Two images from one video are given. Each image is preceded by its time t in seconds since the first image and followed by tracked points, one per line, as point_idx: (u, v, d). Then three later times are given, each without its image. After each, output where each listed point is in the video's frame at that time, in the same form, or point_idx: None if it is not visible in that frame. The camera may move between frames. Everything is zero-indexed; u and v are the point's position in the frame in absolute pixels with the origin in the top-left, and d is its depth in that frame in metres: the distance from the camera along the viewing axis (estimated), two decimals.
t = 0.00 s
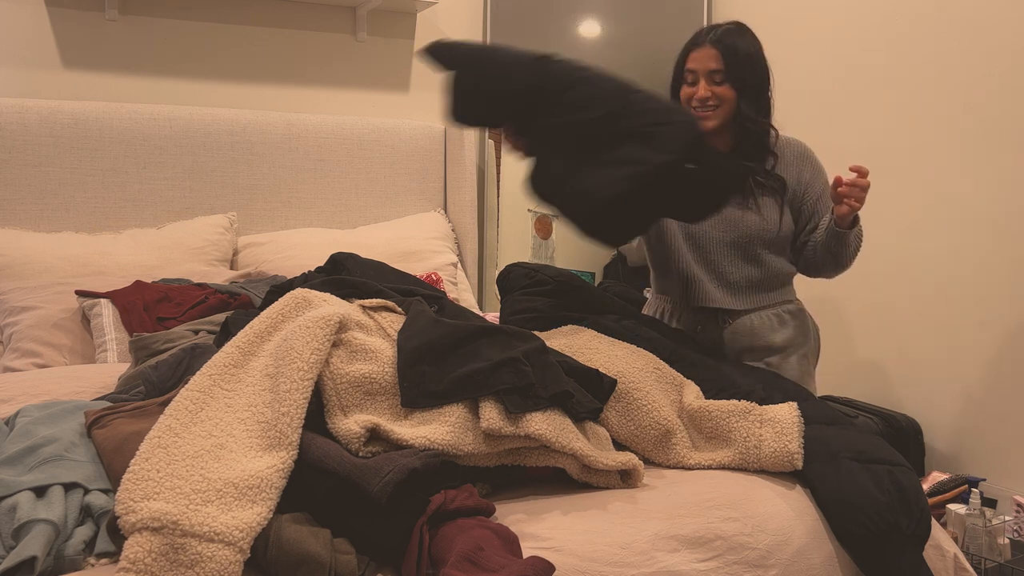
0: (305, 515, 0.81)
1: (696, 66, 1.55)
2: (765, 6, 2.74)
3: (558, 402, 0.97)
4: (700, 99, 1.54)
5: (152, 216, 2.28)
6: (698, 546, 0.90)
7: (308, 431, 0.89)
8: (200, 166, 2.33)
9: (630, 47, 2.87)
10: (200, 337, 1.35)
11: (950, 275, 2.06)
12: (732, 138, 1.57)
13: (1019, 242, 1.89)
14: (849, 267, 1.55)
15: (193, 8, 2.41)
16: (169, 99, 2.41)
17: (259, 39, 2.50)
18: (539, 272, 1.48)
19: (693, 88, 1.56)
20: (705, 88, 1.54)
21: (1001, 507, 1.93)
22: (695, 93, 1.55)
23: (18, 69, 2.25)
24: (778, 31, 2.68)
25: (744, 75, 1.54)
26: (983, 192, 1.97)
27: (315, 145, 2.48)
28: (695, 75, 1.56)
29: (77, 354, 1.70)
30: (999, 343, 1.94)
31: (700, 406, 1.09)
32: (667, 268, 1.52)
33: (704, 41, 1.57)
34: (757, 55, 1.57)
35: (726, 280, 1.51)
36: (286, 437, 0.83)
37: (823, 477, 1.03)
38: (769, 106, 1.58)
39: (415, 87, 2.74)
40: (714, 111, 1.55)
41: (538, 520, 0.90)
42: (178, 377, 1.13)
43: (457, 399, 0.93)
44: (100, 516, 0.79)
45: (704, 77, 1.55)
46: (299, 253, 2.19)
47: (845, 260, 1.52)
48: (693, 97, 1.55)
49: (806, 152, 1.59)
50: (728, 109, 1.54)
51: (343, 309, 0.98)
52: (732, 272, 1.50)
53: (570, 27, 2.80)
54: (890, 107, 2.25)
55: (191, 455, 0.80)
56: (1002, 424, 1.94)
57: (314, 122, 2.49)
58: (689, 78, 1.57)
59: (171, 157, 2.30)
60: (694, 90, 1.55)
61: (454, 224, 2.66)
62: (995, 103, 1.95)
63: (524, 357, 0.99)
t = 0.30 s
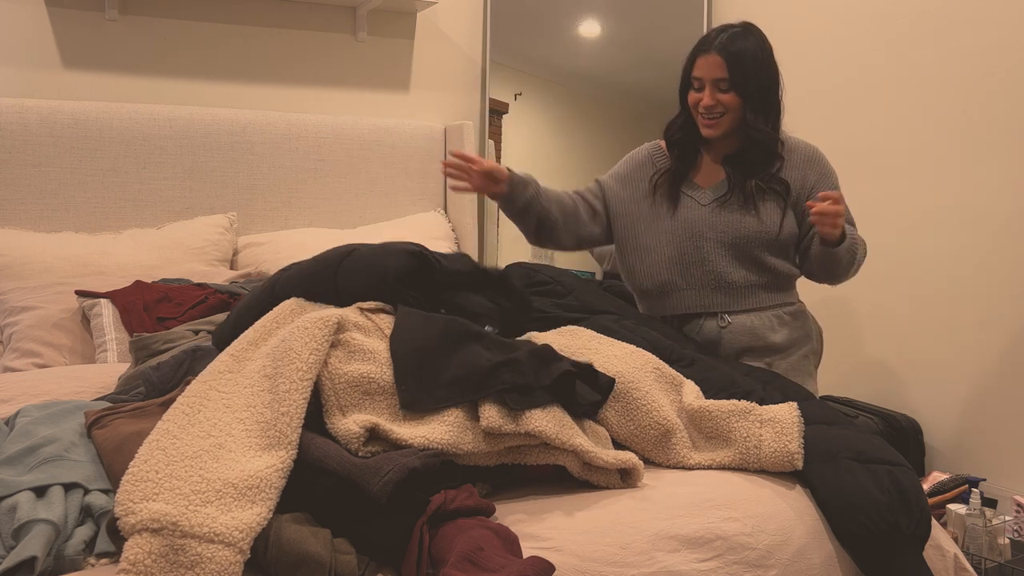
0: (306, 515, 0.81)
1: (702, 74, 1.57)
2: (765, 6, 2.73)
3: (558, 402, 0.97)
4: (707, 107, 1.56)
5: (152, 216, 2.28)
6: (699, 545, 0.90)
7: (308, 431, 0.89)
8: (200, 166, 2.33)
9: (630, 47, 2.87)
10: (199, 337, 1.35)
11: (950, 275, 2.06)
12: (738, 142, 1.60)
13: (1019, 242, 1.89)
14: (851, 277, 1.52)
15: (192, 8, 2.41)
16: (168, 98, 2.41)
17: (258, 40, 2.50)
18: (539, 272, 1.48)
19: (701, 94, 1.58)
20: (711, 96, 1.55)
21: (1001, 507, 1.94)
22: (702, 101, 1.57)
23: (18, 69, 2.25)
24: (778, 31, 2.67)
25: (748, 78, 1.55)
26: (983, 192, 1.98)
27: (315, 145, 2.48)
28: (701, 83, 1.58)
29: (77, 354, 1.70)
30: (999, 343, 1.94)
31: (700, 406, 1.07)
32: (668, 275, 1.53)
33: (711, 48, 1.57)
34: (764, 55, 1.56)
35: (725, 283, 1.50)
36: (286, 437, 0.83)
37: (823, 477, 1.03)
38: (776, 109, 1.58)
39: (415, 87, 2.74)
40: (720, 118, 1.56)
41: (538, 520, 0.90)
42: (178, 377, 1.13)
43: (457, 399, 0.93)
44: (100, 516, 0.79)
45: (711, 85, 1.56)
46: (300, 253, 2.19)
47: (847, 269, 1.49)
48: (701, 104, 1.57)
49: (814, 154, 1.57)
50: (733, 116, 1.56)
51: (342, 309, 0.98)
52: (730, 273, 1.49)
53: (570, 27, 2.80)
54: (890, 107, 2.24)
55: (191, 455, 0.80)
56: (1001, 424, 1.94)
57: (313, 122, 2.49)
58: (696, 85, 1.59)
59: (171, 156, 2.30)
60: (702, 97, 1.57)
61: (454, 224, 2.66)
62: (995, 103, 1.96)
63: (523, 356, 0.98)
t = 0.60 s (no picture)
0: (306, 515, 0.81)
1: (701, 82, 1.56)
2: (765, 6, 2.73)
3: (559, 402, 0.97)
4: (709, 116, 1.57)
5: (152, 216, 2.28)
6: (699, 545, 0.90)
7: (308, 431, 0.89)
8: (200, 166, 2.33)
9: (630, 47, 2.87)
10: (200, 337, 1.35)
11: (950, 275, 2.06)
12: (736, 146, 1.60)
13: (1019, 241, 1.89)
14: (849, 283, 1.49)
15: (192, 8, 2.41)
16: (168, 98, 2.41)
17: (259, 40, 2.50)
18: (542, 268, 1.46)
19: (701, 101, 1.58)
20: (711, 104, 1.55)
21: (1001, 507, 1.94)
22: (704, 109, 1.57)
23: (18, 70, 2.25)
24: (778, 31, 2.67)
25: (747, 85, 1.52)
26: (983, 192, 1.98)
27: (315, 145, 2.48)
28: (701, 90, 1.57)
29: (77, 354, 1.70)
30: (999, 343, 1.94)
31: (700, 406, 1.07)
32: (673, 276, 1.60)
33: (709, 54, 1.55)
34: (764, 58, 1.53)
35: (718, 282, 1.53)
36: (286, 437, 0.83)
37: (822, 477, 1.03)
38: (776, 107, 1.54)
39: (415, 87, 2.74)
40: (721, 126, 1.57)
41: (538, 520, 0.90)
42: (178, 377, 1.13)
43: (458, 399, 0.92)
44: (100, 516, 0.79)
45: (710, 93, 1.56)
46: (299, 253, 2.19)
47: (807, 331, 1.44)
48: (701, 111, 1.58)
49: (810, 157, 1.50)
50: (734, 121, 1.56)
51: (343, 309, 0.98)
52: (721, 272, 1.52)
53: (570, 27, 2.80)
54: (890, 107, 2.24)
55: (191, 455, 0.80)
56: (1002, 424, 1.94)
57: (313, 122, 2.49)
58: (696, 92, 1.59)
59: (171, 156, 2.30)
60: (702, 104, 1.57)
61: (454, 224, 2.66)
62: (996, 103, 1.96)
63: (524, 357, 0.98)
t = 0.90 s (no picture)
0: (306, 515, 0.81)
1: (702, 84, 1.59)
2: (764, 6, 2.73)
3: (559, 402, 0.97)
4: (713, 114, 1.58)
5: (152, 216, 2.28)
6: (699, 545, 0.90)
7: (308, 431, 0.89)
8: (200, 166, 2.33)
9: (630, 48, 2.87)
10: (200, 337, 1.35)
11: (950, 274, 2.06)
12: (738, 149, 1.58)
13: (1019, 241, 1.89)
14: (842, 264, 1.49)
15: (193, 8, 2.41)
16: (168, 98, 2.41)
17: (259, 40, 2.50)
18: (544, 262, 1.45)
19: (702, 103, 1.61)
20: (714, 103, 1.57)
21: (1001, 507, 1.94)
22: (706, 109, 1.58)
23: (18, 70, 2.25)
24: (777, 31, 2.67)
25: (748, 87, 1.56)
26: (984, 191, 1.98)
27: (315, 145, 2.48)
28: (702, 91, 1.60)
29: (77, 354, 1.70)
30: (999, 343, 1.94)
31: (700, 406, 1.07)
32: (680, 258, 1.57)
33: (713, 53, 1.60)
34: (762, 61, 1.60)
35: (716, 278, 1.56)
36: (286, 437, 0.83)
37: (823, 477, 1.03)
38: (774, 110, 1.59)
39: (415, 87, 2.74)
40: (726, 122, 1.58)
41: (538, 520, 0.90)
42: (178, 377, 1.14)
43: (457, 399, 0.93)
44: (100, 516, 0.79)
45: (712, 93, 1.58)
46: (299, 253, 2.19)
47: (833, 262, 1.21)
48: (704, 111, 1.58)
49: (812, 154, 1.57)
50: (736, 121, 1.57)
51: (343, 310, 0.98)
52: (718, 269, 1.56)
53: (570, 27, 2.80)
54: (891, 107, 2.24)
55: (191, 455, 0.80)
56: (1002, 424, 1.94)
57: (313, 122, 2.49)
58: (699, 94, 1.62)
59: (170, 156, 2.30)
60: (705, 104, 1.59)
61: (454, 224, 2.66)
62: (996, 102, 1.96)
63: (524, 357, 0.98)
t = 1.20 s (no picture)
0: (306, 515, 0.81)
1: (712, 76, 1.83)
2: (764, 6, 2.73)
3: (559, 402, 0.97)
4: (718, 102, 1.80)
5: (152, 216, 2.28)
6: (699, 545, 0.90)
7: (308, 431, 0.89)
8: (199, 167, 2.33)
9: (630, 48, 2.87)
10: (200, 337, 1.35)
11: (950, 274, 2.06)
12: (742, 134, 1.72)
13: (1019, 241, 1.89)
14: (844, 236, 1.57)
15: (193, 8, 2.41)
16: (168, 98, 2.40)
17: (259, 39, 2.50)
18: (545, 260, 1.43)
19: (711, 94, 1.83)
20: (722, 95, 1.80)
21: (1002, 507, 1.93)
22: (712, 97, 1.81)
23: (18, 70, 2.25)
24: (777, 31, 2.67)
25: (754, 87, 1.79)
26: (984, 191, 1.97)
27: (315, 145, 2.48)
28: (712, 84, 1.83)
29: (77, 354, 1.70)
30: (999, 343, 1.94)
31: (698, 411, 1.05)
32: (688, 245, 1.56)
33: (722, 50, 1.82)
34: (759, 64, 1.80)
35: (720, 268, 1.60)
36: (286, 437, 0.83)
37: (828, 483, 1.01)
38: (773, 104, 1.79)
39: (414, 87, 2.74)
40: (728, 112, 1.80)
41: (538, 520, 0.90)
42: (179, 376, 1.14)
43: (457, 399, 0.92)
44: (100, 516, 0.79)
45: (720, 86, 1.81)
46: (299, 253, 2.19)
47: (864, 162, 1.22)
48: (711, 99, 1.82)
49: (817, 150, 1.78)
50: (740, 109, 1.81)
51: (343, 310, 0.98)
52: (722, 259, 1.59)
53: (570, 27, 2.80)
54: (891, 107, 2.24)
55: (192, 455, 0.80)
56: (1002, 424, 1.94)
57: (313, 122, 2.49)
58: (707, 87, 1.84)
59: (170, 157, 2.30)
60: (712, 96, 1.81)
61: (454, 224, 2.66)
62: (996, 102, 1.95)
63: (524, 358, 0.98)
